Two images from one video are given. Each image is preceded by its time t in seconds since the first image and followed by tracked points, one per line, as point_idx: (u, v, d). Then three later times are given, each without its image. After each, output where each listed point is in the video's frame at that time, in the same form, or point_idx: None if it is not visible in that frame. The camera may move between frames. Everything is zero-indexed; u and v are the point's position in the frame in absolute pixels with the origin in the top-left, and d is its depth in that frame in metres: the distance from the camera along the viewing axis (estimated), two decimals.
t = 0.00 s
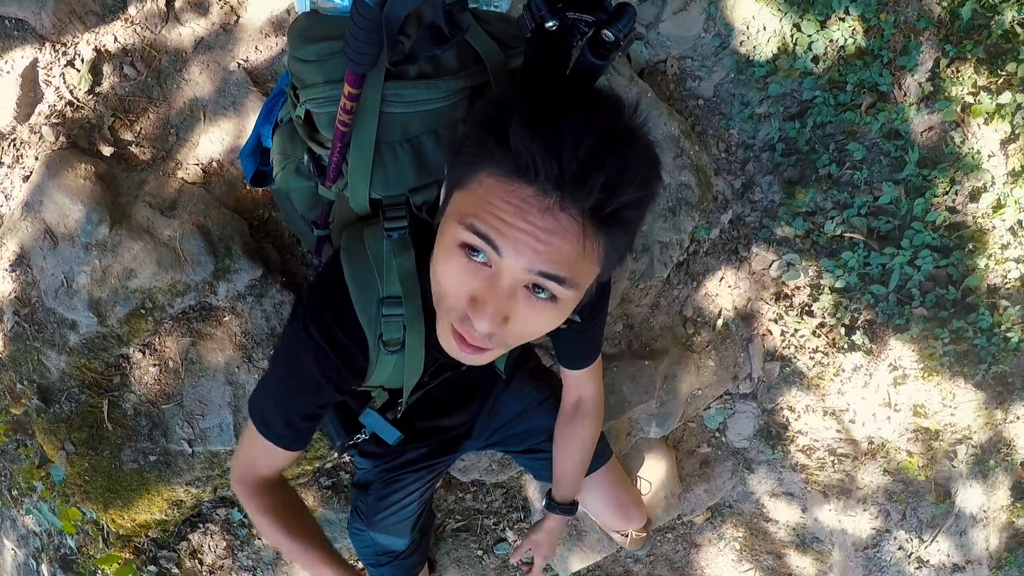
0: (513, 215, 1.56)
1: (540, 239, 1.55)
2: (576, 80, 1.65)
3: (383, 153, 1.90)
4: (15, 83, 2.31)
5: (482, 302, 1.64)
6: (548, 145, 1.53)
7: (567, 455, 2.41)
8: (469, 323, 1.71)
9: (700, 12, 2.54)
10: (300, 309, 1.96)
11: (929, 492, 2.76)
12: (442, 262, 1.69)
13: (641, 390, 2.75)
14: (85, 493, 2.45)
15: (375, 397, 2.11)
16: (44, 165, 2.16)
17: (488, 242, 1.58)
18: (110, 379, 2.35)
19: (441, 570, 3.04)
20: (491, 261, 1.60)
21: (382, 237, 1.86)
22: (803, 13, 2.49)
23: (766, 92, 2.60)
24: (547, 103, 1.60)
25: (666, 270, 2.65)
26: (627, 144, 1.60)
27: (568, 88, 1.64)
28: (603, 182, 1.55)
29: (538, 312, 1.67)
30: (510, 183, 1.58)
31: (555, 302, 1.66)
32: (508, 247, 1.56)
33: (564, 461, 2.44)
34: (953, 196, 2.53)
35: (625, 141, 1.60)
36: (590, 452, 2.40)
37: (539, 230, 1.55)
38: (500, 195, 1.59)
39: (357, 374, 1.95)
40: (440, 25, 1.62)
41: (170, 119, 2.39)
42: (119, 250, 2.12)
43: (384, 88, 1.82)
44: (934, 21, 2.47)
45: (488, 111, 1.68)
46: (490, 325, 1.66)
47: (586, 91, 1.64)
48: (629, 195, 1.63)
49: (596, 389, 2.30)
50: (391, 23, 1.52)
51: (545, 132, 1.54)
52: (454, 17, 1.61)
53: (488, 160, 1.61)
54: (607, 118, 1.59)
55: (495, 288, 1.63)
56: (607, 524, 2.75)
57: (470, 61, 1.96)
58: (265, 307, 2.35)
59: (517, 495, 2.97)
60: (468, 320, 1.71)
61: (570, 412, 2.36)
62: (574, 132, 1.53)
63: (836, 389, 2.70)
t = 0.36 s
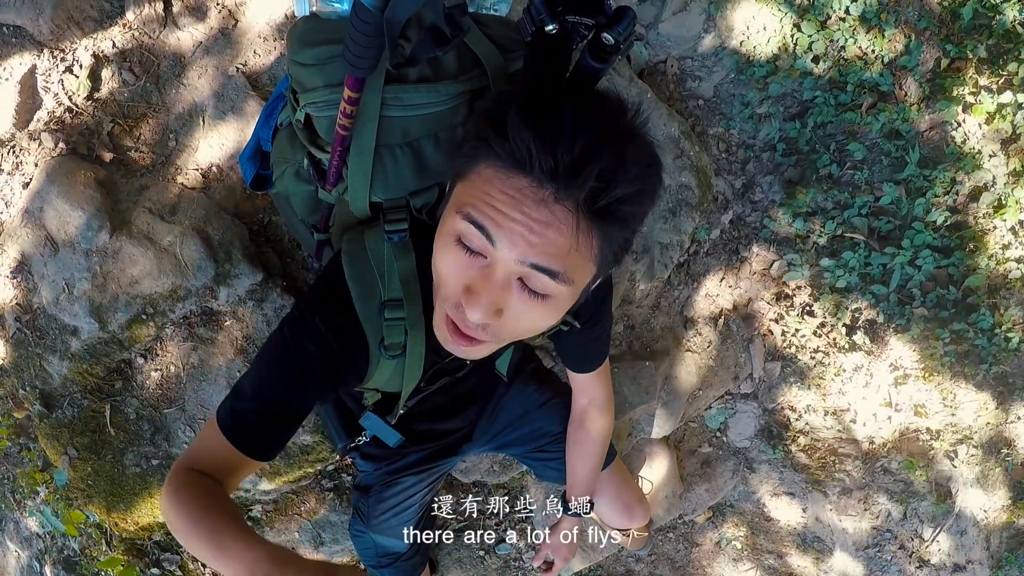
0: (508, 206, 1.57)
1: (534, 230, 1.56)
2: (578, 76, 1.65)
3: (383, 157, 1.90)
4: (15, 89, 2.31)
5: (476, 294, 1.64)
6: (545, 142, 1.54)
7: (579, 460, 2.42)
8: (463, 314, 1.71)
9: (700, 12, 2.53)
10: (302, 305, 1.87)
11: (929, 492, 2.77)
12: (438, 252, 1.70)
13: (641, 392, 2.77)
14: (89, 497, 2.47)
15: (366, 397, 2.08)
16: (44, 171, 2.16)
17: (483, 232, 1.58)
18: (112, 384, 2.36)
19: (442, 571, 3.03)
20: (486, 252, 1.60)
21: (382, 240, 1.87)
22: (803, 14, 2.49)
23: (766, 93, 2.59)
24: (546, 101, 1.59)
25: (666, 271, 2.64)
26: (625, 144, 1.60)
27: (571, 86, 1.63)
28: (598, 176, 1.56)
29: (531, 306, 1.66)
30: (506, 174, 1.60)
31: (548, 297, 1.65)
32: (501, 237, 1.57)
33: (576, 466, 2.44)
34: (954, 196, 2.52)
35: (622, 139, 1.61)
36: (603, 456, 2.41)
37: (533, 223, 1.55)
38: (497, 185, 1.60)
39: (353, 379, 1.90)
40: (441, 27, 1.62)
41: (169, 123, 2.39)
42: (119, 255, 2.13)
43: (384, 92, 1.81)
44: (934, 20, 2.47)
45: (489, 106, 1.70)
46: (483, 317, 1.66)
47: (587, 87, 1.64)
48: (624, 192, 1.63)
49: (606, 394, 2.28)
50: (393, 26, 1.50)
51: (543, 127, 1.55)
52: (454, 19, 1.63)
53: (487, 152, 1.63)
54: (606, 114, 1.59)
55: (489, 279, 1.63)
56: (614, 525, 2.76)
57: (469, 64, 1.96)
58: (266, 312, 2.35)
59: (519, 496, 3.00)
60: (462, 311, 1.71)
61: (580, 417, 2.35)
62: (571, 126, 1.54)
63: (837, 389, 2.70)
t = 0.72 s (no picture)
0: (505, 232, 1.56)
1: (531, 258, 1.55)
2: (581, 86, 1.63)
3: (384, 158, 1.90)
4: (14, 92, 2.30)
5: (474, 314, 1.66)
6: (544, 165, 1.51)
7: (578, 461, 2.44)
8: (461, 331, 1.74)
9: (701, 12, 2.52)
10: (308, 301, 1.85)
11: (928, 492, 2.77)
12: (436, 270, 1.71)
13: (642, 392, 2.77)
14: (91, 498, 2.48)
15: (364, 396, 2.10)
16: (44, 174, 2.16)
17: (478, 257, 1.58)
18: (113, 386, 2.37)
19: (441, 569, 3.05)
20: (483, 276, 1.60)
21: (384, 241, 1.87)
22: (805, 14, 2.48)
23: (768, 93, 2.58)
24: (548, 104, 1.58)
25: (667, 272, 2.65)
26: (625, 164, 1.58)
27: (570, 91, 1.61)
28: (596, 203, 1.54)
29: (528, 325, 1.69)
30: (505, 197, 1.58)
31: (545, 317, 1.68)
32: (498, 263, 1.56)
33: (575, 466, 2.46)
34: (955, 198, 2.52)
35: (623, 160, 1.58)
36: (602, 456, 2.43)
37: (530, 248, 1.55)
38: (494, 209, 1.59)
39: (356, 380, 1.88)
40: (441, 28, 1.58)
41: (170, 125, 2.38)
42: (121, 258, 2.13)
43: (385, 93, 1.81)
44: (936, 21, 2.46)
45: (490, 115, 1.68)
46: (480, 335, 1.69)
47: (590, 101, 1.61)
48: (622, 215, 1.63)
49: (604, 394, 2.28)
50: (393, 27, 1.49)
51: (542, 149, 1.52)
52: (455, 20, 1.58)
53: (486, 170, 1.60)
54: (607, 134, 1.57)
55: (486, 302, 1.64)
56: (614, 524, 2.77)
57: (470, 65, 1.95)
58: (267, 313, 2.36)
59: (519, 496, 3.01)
60: (460, 328, 1.73)
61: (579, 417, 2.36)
62: (571, 149, 1.52)
63: (837, 390, 2.71)
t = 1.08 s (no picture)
0: (521, 223, 1.55)
1: (545, 249, 1.54)
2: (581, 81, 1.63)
3: (382, 155, 1.90)
4: (14, 88, 2.31)
5: (488, 307, 1.63)
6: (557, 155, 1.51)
7: (570, 458, 2.39)
8: (473, 325, 1.70)
9: (701, 9, 2.52)
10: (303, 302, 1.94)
11: (929, 490, 2.75)
12: (448, 266, 1.68)
13: (641, 389, 2.76)
14: (90, 493, 2.48)
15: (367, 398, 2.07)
16: (43, 170, 2.17)
17: (491, 249, 1.56)
18: (112, 381, 2.37)
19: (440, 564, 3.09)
20: (497, 269, 1.58)
21: (382, 238, 1.88)
22: (805, 9, 2.46)
23: (767, 89, 2.58)
24: (546, 100, 1.60)
25: (666, 268, 2.64)
26: (636, 152, 1.59)
27: (569, 86, 1.62)
28: (610, 191, 1.54)
29: (542, 316, 1.67)
30: (518, 190, 1.56)
31: (559, 308, 1.66)
32: (511, 255, 1.55)
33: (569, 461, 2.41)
34: (955, 194, 2.50)
35: (632, 150, 1.59)
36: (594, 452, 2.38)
37: (544, 239, 1.54)
38: (508, 202, 1.57)
39: (357, 374, 1.94)
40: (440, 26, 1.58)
41: (168, 121, 2.39)
42: (118, 253, 2.14)
43: (383, 90, 1.81)
44: (938, 16, 2.43)
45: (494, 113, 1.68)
46: (493, 328, 1.66)
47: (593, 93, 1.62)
48: (635, 205, 1.63)
49: (598, 391, 2.29)
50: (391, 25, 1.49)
51: (553, 140, 1.52)
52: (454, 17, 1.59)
53: (495, 163, 1.59)
54: (613, 124, 1.58)
55: (499, 294, 1.61)
56: (619, 518, 2.75)
57: (468, 62, 1.94)
58: (265, 309, 2.37)
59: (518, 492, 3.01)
60: (473, 323, 1.70)
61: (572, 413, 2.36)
62: (583, 139, 1.52)
63: (837, 387, 2.70)
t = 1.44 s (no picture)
0: (523, 191, 1.55)
1: (549, 214, 1.55)
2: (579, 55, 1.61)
3: (384, 145, 1.90)
4: (18, 78, 2.32)
5: (496, 281, 1.63)
6: (556, 119, 1.51)
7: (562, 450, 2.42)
8: (481, 302, 1.70)
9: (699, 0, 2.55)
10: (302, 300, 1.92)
11: (935, 479, 2.74)
12: (452, 242, 1.68)
13: (645, 380, 2.76)
14: (86, 481, 2.45)
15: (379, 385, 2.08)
16: (45, 156, 2.17)
17: (495, 219, 1.57)
18: (111, 368, 2.36)
19: (442, 562, 3.04)
20: (502, 240, 1.58)
21: (384, 229, 1.87)
22: None
23: (767, 80, 2.59)
24: (549, 84, 1.56)
25: (668, 259, 2.64)
26: (635, 115, 1.59)
27: (571, 73, 1.57)
28: (612, 150, 1.53)
29: (550, 287, 1.65)
30: (519, 158, 1.57)
31: (567, 277, 1.64)
32: (515, 223, 1.56)
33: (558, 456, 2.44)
34: (956, 181, 2.51)
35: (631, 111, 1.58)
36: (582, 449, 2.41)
37: (548, 205, 1.54)
38: (509, 171, 1.58)
39: (361, 367, 1.92)
40: (442, 17, 1.60)
41: (171, 112, 2.40)
42: (119, 241, 2.13)
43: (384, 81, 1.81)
44: (935, 5, 2.46)
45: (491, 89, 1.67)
46: (502, 303, 1.65)
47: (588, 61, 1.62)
48: (638, 167, 1.62)
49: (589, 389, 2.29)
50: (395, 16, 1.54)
51: (552, 105, 1.53)
52: (456, 9, 1.59)
53: (495, 136, 1.60)
54: (610, 86, 1.57)
55: (506, 266, 1.61)
56: (624, 510, 2.73)
57: (471, 52, 1.95)
58: (266, 298, 2.36)
59: (520, 487, 2.98)
60: (480, 299, 1.69)
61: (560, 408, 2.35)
62: (582, 102, 1.53)
63: (841, 376, 2.69)
